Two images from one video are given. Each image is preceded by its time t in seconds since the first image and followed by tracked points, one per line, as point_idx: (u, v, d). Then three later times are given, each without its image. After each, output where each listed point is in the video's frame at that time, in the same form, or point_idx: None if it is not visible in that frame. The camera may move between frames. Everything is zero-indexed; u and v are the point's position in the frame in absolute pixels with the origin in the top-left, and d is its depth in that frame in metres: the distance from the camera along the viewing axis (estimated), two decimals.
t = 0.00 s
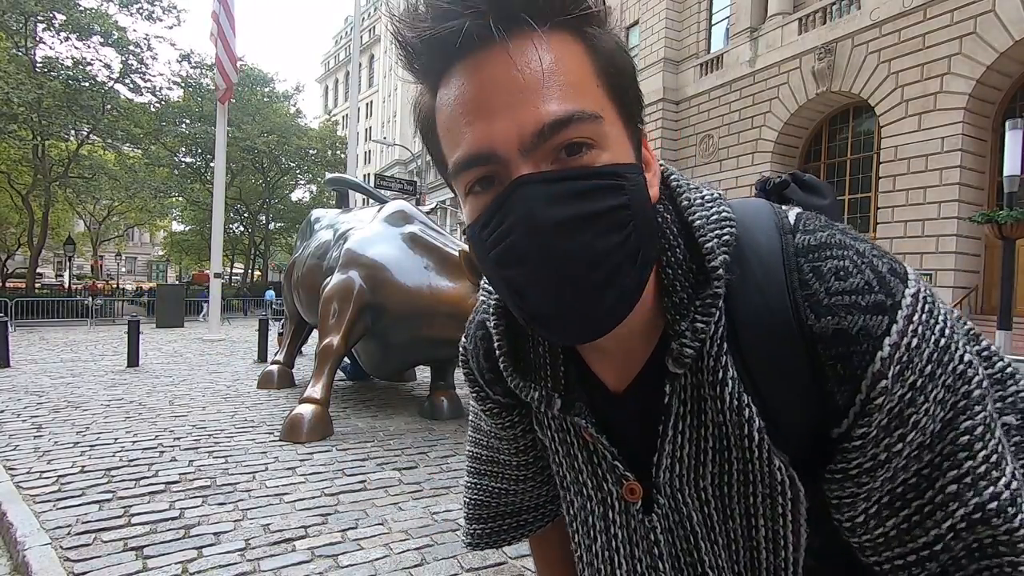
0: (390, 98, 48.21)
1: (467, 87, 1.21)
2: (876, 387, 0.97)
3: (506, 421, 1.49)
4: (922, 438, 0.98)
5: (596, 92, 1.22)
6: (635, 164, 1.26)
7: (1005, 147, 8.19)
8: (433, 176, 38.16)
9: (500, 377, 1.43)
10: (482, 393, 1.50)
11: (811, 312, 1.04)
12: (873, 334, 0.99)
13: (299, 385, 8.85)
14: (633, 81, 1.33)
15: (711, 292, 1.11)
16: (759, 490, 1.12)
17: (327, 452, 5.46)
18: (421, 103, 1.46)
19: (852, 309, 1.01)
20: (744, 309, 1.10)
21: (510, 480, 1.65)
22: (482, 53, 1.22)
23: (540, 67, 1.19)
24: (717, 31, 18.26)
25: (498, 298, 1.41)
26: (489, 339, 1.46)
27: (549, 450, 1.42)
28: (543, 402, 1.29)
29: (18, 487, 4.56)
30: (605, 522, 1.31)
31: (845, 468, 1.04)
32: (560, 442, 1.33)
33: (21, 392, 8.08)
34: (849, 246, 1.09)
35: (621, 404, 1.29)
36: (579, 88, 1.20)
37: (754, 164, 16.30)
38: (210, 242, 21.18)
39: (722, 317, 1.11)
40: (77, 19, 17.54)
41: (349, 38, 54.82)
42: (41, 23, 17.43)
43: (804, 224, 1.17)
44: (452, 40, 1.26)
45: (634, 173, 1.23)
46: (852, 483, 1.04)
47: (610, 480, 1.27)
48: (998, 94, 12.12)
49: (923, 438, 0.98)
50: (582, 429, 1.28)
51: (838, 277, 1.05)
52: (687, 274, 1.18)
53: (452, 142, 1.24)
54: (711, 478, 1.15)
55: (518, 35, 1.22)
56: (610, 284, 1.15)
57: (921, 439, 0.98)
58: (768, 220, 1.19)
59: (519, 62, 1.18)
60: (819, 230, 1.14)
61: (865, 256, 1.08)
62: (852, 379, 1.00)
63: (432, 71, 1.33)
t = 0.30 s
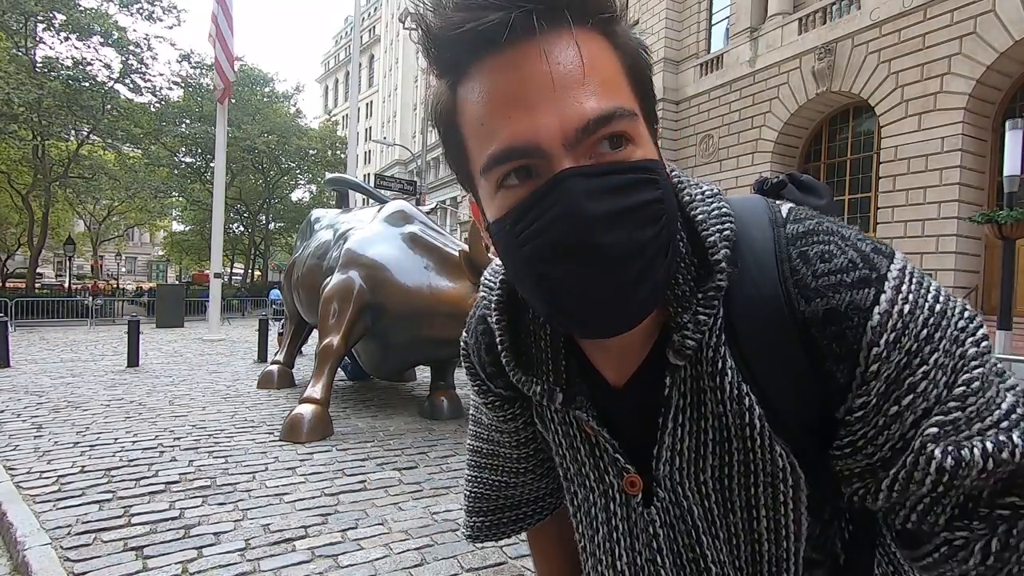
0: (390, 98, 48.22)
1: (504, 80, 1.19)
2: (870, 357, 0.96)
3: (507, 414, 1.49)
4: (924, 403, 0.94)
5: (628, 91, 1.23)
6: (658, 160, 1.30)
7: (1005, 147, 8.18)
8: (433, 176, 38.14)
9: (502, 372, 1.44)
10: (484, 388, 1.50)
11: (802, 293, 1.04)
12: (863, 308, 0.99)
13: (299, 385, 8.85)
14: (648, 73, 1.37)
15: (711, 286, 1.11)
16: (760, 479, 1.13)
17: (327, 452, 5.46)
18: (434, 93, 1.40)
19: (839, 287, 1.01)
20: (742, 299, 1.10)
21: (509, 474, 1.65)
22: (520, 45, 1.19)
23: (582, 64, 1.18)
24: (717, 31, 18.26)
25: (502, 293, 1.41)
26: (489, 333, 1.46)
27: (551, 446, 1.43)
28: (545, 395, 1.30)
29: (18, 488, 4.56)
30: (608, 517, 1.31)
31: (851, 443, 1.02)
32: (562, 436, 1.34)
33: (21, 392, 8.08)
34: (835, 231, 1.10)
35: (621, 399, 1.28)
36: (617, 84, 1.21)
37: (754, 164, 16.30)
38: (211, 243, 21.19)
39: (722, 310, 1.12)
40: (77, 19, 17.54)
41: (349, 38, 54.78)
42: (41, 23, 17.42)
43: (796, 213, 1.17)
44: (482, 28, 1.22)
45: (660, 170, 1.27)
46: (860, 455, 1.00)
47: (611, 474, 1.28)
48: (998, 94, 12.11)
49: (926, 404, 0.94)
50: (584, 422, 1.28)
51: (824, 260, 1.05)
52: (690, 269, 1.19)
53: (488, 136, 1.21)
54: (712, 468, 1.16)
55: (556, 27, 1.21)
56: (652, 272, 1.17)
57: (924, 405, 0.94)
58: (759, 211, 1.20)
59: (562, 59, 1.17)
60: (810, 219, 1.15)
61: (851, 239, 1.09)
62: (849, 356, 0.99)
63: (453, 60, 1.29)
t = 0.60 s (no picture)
0: (390, 98, 48.24)
1: (478, 103, 1.19)
2: (881, 361, 0.97)
3: (507, 419, 1.50)
4: (941, 404, 0.94)
5: (613, 112, 1.20)
6: (650, 180, 1.26)
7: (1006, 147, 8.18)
8: (434, 176, 38.15)
9: (502, 376, 1.44)
10: (483, 391, 1.50)
11: (808, 302, 1.06)
12: (870, 314, 1.00)
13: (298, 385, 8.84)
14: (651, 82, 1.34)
15: (719, 294, 1.11)
16: (767, 486, 1.13)
17: (327, 452, 5.46)
18: (429, 106, 1.42)
19: (845, 294, 1.03)
20: (747, 303, 1.11)
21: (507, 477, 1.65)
22: (497, 67, 1.19)
23: (559, 86, 1.16)
24: (717, 31, 18.27)
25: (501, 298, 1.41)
26: (490, 338, 1.46)
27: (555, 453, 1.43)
28: (548, 403, 1.30)
29: (18, 488, 4.56)
30: (613, 524, 1.32)
31: (869, 449, 1.01)
32: (567, 442, 1.35)
33: (21, 392, 8.08)
34: (839, 236, 1.12)
35: (625, 404, 1.30)
36: (600, 106, 1.18)
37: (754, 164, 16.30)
38: (211, 243, 21.18)
39: (729, 320, 1.12)
40: (77, 19, 17.53)
41: (349, 38, 54.79)
42: (41, 23, 17.42)
43: (800, 220, 1.20)
44: (462, 48, 1.22)
45: (647, 192, 1.24)
46: (878, 459, 1.01)
47: (615, 480, 1.29)
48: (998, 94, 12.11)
49: (945, 406, 0.94)
50: (588, 430, 1.29)
51: (829, 266, 1.07)
52: (697, 275, 1.19)
53: (464, 157, 1.23)
54: (720, 473, 1.16)
55: (536, 44, 1.18)
56: (620, 309, 1.19)
57: (943, 407, 0.94)
58: (765, 217, 1.22)
59: (536, 82, 1.16)
60: (812, 225, 1.17)
61: (854, 244, 1.11)
62: (859, 362, 1.00)
63: (440, 75, 1.29)
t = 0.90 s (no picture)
0: (390, 98, 48.25)
1: (458, 85, 1.22)
2: (881, 378, 0.98)
3: (504, 422, 1.51)
4: (933, 430, 0.98)
5: (595, 98, 1.21)
6: (636, 171, 1.26)
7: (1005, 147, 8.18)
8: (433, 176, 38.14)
9: (500, 379, 1.45)
10: (481, 394, 1.52)
11: (813, 310, 1.06)
12: (875, 330, 1.01)
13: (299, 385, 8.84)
14: (643, 80, 1.35)
15: (717, 297, 1.13)
16: (769, 491, 1.14)
17: (327, 452, 5.46)
18: (427, 103, 1.46)
19: (851, 305, 1.04)
20: (747, 312, 1.12)
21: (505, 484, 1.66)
22: (480, 53, 1.22)
23: (539, 70, 1.18)
24: (717, 31, 18.28)
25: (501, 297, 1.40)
26: (488, 341, 1.45)
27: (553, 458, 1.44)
28: (544, 406, 1.31)
29: (19, 487, 4.56)
30: (610, 528, 1.33)
31: (857, 462, 1.03)
32: (566, 449, 1.36)
33: (21, 391, 8.08)
34: (844, 244, 1.13)
35: (626, 406, 1.31)
36: (578, 90, 1.19)
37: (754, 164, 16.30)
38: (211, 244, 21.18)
39: (727, 325, 1.13)
40: (77, 19, 17.54)
41: (349, 38, 54.79)
42: (41, 23, 17.41)
43: (804, 224, 1.21)
44: (450, 35, 1.27)
45: (632, 182, 1.23)
46: (864, 475, 1.03)
47: (613, 485, 1.30)
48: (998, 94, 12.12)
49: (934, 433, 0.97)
50: (588, 436, 1.30)
51: (835, 273, 1.08)
52: (697, 279, 1.18)
53: (445, 142, 1.26)
54: (718, 481, 1.17)
55: (519, 31, 1.21)
56: (592, 304, 1.17)
57: (932, 433, 0.97)
58: (768, 221, 1.22)
59: (516, 64, 1.18)
60: (818, 229, 1.18)
61: (861, 253, 1.12)
62: (858, 375, 1.01)
63: (434, 67, 1.33)
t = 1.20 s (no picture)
0: (389, 98, 48.22)
1: (450, 89, 1.27)
2: (856, 390, 1.02)
3: (511, 415, 1.55)
4: (896, 442, 1.02)
5: (581, 102, 1.23)
6: (622, 172, 1.28)
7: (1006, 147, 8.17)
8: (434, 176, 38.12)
9: (504, 374, 1.48)
10: (486, 388, 1.55)
11: (804, 314, 1.08)
12: (859, 339, 1.03)
13: (299, 385, 8.84)
14: (637, 79, 1.35)
15: (716, 297, 1.14)
16: (755, 487, 1.18)
17: (327, 452, 5.46)
18: (427, 100, 1.49)
19: (840, 313, 1.06)
20: (741, 316, 1.13)
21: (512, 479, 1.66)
22: (471, 57, 1.26)
23: (524, 74, 1.21)
24: (717, 31, 18.28)
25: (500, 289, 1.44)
26: (492, 338, 1.49)
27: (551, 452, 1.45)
28: (545, 399, 1.32)
29: (19, 488, 4.56)
30: (605, 522, 1.34)
31: (820, 462, 1.09)
32: (563, 443, 1.37)
33: (21, 392, 8.08)
34: (844, 248, 1.14)
35: (625, 402, 1.35)
36: (560, 91, 1.22)
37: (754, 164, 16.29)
38: (211, 244, 21.17)
39: (722, 326, 1.14)
40: (77, 19, 17.53)
41: (349, 38, 54.74)
42: (41, 23, 17.41)
43: (805, 226, 1.22)
44: (447, 42, 1.31)
45: (617, 183, 1.26)
46: (822, 475, 1.10)
47: (611, 480, 1.31)
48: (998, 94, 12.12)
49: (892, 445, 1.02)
50: (586, 428, 1.32)
51: (830, 280, 1.09)
52: (696, 277, 1.19)
53: (438, 141, 1.32)
54: (708, 478, 1.21)
55: (501, 38, 1.24)
56: (571, 301, 1.24)
57: (893, 443, 1.02)
58: (767, 221, 1.24)
59: (503, 67, 1.22)
60: (817, 233, 1.19)
61: (859, 258, 1.13)
62: (836, 384, 1.05)
63: (434, 68, 1.37)
